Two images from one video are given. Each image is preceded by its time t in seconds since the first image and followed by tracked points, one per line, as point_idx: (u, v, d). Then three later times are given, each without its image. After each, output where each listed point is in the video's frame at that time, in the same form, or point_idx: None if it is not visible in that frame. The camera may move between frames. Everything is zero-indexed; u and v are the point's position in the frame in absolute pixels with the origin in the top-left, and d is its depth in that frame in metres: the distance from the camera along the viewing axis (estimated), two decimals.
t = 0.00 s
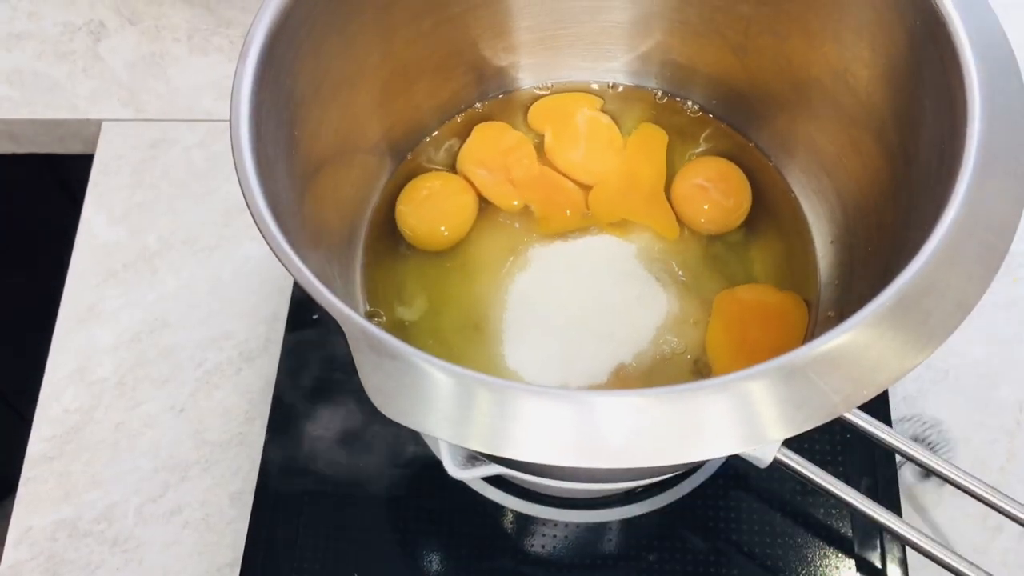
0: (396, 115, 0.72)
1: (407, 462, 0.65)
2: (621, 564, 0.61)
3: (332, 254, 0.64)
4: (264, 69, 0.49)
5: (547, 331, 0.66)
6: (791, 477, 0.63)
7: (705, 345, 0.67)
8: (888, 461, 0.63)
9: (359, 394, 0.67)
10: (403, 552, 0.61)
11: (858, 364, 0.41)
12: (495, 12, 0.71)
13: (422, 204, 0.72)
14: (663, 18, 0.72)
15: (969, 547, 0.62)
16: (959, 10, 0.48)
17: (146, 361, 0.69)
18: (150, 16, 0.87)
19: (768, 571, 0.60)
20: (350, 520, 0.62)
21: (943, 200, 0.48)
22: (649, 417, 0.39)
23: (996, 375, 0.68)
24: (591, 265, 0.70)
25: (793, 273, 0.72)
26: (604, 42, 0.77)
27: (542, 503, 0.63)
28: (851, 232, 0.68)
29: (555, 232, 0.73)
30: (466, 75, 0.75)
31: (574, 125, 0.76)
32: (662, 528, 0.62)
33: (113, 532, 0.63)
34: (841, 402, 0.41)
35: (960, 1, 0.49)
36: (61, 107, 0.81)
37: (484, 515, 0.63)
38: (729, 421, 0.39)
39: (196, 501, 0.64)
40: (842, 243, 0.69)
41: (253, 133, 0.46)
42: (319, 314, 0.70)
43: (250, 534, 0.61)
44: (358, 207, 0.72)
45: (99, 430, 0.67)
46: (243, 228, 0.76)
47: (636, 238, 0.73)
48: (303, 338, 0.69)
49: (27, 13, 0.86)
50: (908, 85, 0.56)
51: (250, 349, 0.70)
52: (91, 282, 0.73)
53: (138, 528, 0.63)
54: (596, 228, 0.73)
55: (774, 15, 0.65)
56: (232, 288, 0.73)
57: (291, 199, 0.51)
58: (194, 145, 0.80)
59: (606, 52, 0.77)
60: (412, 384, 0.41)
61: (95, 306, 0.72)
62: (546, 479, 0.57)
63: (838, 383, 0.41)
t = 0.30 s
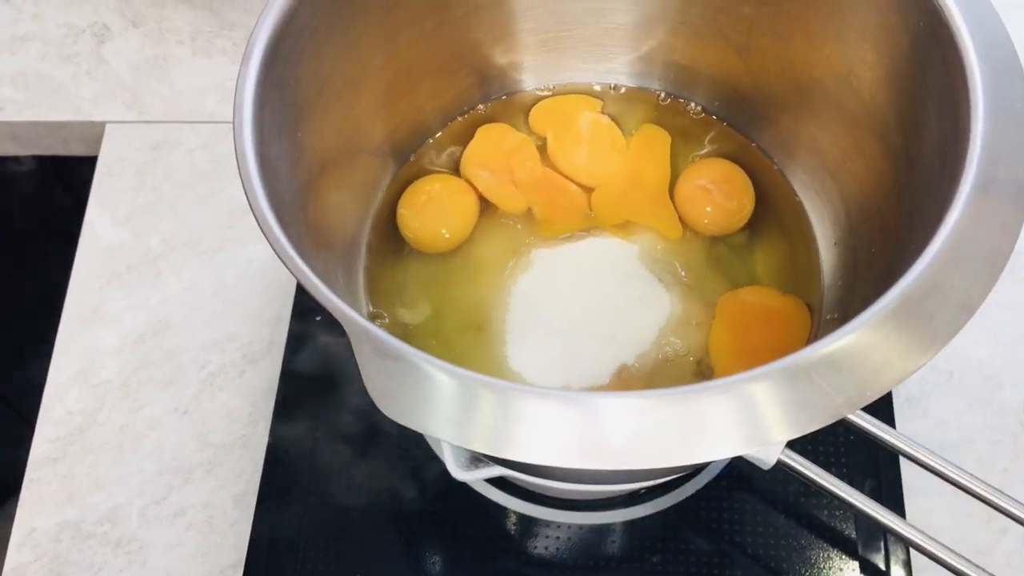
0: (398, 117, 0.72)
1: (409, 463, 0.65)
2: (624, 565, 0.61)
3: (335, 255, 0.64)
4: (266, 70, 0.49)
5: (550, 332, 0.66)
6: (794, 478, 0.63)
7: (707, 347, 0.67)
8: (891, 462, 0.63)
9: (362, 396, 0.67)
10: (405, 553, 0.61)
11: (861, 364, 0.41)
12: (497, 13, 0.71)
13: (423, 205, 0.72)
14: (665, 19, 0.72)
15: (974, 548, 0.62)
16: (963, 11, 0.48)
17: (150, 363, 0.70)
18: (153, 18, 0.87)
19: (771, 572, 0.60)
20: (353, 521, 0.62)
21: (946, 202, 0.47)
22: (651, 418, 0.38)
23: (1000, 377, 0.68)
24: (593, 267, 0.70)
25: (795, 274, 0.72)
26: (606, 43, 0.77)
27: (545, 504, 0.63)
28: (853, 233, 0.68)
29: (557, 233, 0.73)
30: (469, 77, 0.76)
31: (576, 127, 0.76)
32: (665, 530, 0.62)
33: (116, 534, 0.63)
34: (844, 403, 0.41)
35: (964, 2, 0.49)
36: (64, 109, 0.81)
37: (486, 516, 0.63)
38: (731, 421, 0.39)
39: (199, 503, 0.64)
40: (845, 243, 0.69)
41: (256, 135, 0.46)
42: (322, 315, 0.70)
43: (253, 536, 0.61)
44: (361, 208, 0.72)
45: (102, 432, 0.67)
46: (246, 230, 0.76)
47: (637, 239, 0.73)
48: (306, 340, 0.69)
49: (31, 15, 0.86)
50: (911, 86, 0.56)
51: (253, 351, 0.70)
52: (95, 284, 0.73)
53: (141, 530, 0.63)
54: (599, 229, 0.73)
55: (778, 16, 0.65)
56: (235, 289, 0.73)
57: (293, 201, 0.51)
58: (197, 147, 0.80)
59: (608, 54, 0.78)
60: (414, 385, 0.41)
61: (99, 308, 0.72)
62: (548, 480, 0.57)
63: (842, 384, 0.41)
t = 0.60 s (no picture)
0: (398, 117, 0.72)
1: (409, 463, 0.65)
2: (624, 565, 0.61)
3: (336, 256, 0.64)
4: (266, 69, 0.49)
5: (549, 332, 0.66)
6: (794, 478, 0.63)
7: (707, 348, 0.67)
8: (892, 462, 0.63)
9: (362, 396, 0.67)
10: (405, 553, 0.61)
11: (862, 365, 0.41)
12: (497, 14, 0.71)
13: (423, 206, 0.72)
14: (665, 19, 0.72)
15: (974, 548, 0.62)
16: (963, 10, 0.48)
17: (150, 363, 0.70)
18: (153, 18, 0.87)
19: (771, 572, 0.60)
20: (353, 521, 0.62)
21: (946, 202, 0.47)
22: (651, 418, 0.39)
23: (1000, 377, 0.68)
24: (593, 267, 0.70)
25: (795, 274, 0.72)
26: (606, 43, 0.77)
27: (545, 505, 0.63)
28: (853, 233, 0.68)
29: (557, 233, 0.73)
30: (469, 77, 0.76)
31: (576, 127, 0.76)
32: (665, 530, 0.62)
33: (116, 534, 0.63)
34: (844, 403, 0.41)
35: (963, 2, 0.49)
36: (64, 109, 0.81)
37: (486, 516, 0.63)
38: (731, 422, 0.39)
39: (200, 503, 0.64)
40: (845, 243, 0.69)
41: (256, 135, 0.46)
42: (322, 315, 0.70)
43: (252, 535, 0.61)
44: (361, 208, 0.72)
45: (102, 432, 0.67)
46: (246, 230, 0.76)
47: (637, 240, 0.73)
48: (306, 340, 0.69)
49: (31, 15, 0.86)
50: (911, 86, 0.56)
51: (253, 351, 0.70)
52: (95, 284, 0.73)
53: (141, 530, 0.63)
54: (599, 230, 0.73)
55: (778, 16, 0.65)
56: (235, 289, 0.73)
57: (293, 201, 0.51)
58: (197, 147, 0.80)
59: (608, 54, 0.78)
60: (414, 385, 0.41)
61: (99, 308, 0.72)
62: (548, 480, 0.57)
63: (842, 384, 0.41)
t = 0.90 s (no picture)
0: (398, 117, 0.72)
1: (409, 463, 0.65)
2: (624, 565, 0.61)
3: (336, 256, 0.64)
4: (267, 70, 0.49)
5: (549, 333, 0.66)
6: (794, 478, 0.63)
7: (708, 348, 0.67)
8: (891, 462, 0.63)
9: (362, 396, 0.67)
10: (405, 553, 0.61)
11: (862, 365, 0.41)
12: (497, 14, 0.71)
13: (423, 206, 0.72)
14: (665, 19, 0.72)
15: (974, 548, 0.62)
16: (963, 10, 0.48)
17: (149, 363, 0.70)
18: (153, 18, 0.87)
19: (771, 572, 0.60)
20: (353, 521, 0.62)
21: (946, 202, 0.47)
22: (651, 418, 0.39)
23: (1000, 376, 0.68)
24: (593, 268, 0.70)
25: (795, 274, 0.72)
26: (606, 43, 0.77)
27: (545, 505, 0.63)
28: (853, 234, 0.68)
29: (557, 233, 0.73)
30: (469, 77, 0.76)
31: (576, 127, 0.76)
32: (665, 530, 0.62)
33: (116, 534, 0.63)
34: (845, 403, 0.41)
35: (963, 2, 0.49)
36: (64, 109, 0.81)
37: (486, 516, 0.63)
38: (732, 422, 0.39)
39: (199, 503, 0.64)
40: (846, 244, 0.69)
41: (256, 135, 0.46)
42: (321, 315, 0.70)
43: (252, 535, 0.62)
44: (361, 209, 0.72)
45: (102, 433, 0.67)
46: (246, 230, 0.76)
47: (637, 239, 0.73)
48: (306, 340, 0.69)
49: (31, 15, 0.86)
50: (911, 86, 0.56)
51: (253, 351, 0.70)
52: (94, 284, 0.73)
53: (141, 530, 0.63)
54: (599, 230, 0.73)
55: (775, 16, 0.65)
56: (235, 289, 0.73)
57: (293, 201, 0.51)
58: (197, 147, 0.80)
59: (608, 53, 0.78)
60: (414, 385, 0.41)
61: (98, 308, 0.72)
62: (547, 480, 0.57)
63: (842, 384, 0.41)
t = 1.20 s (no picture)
0: (399, 116, 0.72)
1: (409, 462, 0.65)
2: (624, 565, 0.61)
3: (337, 256, 0.64)
4: (267, 70, 0.49)
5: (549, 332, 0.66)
6: (794, 478, 0.63)
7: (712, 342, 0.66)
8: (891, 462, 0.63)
9: (362, 396, 0.67)
10: (405, 553, 0.61)
11: (862, 365, 0.41)
12: (497, 14, 0.71)
13: (425, 206, 0.72)
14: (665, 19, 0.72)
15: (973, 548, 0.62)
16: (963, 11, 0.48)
17: (149, 363, 0.70)
18: (153, 18, 0.87)
19: (771, 572, 0.60)
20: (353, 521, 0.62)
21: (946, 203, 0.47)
22: (651, 418, 0.38)
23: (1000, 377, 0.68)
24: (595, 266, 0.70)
25: (796, 274, 0.72)
26: (606, 43, 0.77)
27: (545, 504, 0.63)
28: (853, 234, 0.68)
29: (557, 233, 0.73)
30: (469, 77, 0.76)
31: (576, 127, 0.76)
32: (665, 530, 0.62)
33: (116, 534, 0.63)
34: (844, 403, 0.41)
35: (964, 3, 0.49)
36: (64, 109, 0.81)
37: (486, 516, 0.63)
38: (731, 421, 0.39)
39: (199, 503, 0.64)
40: (846, 243, 0.69)
41: (256, 135, 0.46)
42: (321, 315, 0.70)
43: (252, 535, 0.62)
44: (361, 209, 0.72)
45: (102, 432, 0.67)
46: (246, 230, 0.76)
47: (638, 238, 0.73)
48: (306, 340, 0.69)
49: (31, 15, 0.86)
50: (911, 86, 0.56)
51: (253, 351, 0.70)
52: (94, 284, 0.73)
53: (141, 530, 0.63)
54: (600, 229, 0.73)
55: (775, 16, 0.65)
56: (234, 289, 0.73)
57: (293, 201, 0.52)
58: (197, 147, 0.80)
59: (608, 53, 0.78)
60: (414, 385, 0.40)
61: (98, 308, 0.72)
62: (547, 480, 0.57)
63: (842, 383, 0.41)
